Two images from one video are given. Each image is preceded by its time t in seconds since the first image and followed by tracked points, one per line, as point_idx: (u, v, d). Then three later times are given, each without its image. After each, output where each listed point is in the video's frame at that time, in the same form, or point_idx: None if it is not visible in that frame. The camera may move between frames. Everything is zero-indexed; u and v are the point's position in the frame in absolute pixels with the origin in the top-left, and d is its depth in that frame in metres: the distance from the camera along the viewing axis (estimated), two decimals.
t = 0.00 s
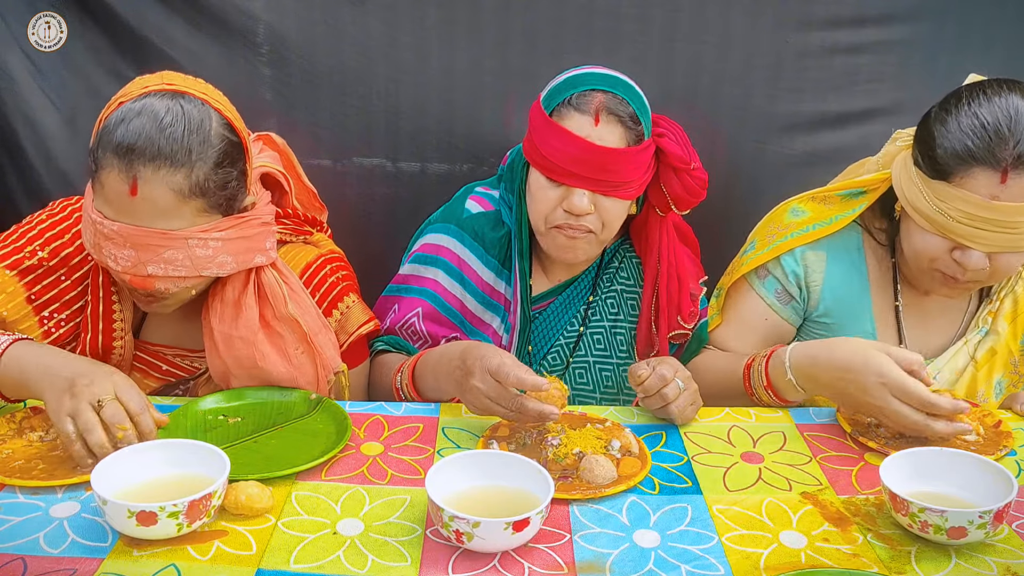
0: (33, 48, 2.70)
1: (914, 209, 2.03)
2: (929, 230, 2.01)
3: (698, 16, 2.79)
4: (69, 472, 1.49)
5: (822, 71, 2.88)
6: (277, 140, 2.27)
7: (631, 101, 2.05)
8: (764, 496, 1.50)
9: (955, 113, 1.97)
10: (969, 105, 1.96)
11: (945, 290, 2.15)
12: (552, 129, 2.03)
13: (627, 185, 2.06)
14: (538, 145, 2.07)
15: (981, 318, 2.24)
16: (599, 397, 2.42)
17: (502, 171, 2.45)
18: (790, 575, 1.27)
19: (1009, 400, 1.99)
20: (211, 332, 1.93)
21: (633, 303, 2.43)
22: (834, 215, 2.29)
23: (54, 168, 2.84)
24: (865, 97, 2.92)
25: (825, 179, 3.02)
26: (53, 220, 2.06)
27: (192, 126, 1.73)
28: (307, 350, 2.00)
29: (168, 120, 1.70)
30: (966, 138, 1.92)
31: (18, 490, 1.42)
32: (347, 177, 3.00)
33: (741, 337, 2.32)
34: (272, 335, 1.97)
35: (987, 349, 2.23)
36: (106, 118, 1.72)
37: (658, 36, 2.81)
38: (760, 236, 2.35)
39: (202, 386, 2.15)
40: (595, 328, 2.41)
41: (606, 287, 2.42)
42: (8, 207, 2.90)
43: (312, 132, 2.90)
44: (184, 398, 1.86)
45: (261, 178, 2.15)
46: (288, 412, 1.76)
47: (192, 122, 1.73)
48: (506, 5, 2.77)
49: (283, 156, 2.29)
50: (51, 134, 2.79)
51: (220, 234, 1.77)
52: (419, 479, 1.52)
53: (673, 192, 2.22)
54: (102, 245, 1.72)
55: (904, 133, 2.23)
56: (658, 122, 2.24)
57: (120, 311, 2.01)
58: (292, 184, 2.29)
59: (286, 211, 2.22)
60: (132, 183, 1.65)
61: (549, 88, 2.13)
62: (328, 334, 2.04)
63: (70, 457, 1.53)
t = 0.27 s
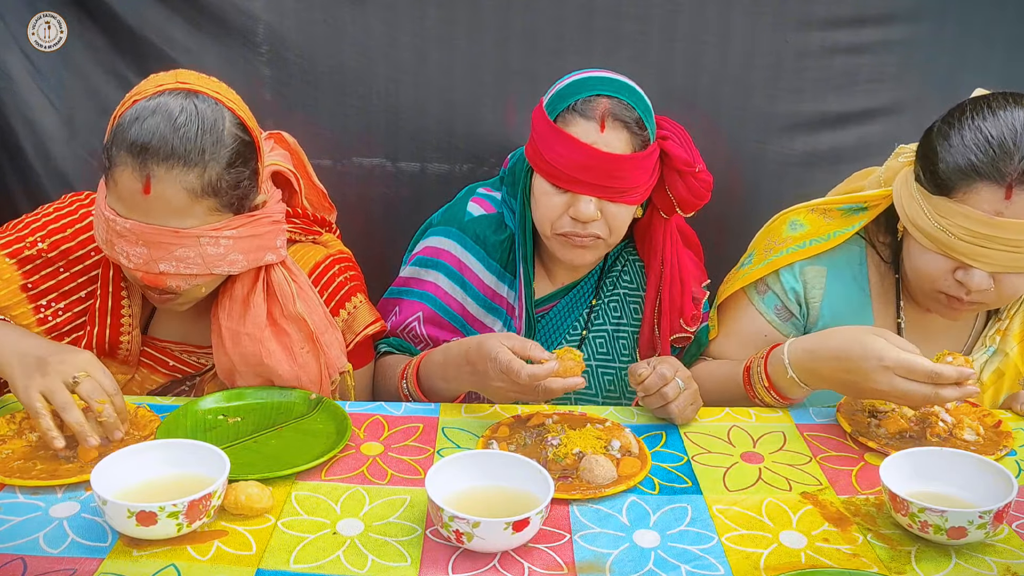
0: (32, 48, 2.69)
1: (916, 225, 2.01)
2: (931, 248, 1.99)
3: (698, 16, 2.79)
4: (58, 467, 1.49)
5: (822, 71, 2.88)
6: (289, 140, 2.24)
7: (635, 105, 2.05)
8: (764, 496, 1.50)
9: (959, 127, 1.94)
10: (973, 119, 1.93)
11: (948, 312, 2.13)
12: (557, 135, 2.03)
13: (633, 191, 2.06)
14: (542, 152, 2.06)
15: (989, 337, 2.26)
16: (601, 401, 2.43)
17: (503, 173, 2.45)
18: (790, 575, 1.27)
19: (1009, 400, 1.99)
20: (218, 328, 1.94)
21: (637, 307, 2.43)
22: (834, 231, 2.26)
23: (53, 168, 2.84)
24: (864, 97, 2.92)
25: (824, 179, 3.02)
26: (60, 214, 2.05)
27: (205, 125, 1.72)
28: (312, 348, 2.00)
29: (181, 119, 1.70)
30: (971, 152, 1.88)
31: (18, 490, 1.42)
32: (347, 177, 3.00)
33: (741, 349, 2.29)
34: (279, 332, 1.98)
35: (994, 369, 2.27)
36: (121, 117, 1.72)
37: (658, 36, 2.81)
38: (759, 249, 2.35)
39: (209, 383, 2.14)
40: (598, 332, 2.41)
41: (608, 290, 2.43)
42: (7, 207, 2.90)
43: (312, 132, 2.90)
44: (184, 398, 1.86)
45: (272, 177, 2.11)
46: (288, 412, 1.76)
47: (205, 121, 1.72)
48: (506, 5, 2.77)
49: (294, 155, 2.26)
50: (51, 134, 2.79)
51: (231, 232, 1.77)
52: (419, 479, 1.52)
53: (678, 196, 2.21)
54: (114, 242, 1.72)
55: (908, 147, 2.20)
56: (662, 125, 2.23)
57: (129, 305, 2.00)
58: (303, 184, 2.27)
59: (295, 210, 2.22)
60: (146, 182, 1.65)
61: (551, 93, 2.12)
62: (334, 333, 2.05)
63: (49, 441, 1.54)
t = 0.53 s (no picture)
0: (32, 48, 2.70)
1: (922, 240, 2.00)
2: (935, 263, 1.99)
3: (698, 16, 2.79)
4: (55, 469, 1.48)
5: (822, 71, 2.88)
6: (283, 138, 2.25)
7: (638, 115, 2.05)
8: (764, 497, 1.50)
9: (968, 140, 1.94)
10: (983, 132, 1.93)
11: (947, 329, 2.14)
12: (560, 146, 2.02)
13: (636, 200, 2.06)
14: (545, 163, 2.06)
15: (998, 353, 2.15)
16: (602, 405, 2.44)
17: (506, 175, 2.44)
18: (790, 575, 1.27)
19: (1009, 400, 1.99)
20: (215, 327, 1.95)
21: (638, 311, 2.44)
22: (834, 238, 2.28)
23: (53, 169, 2.84)
24: (865, 97, 2.92)
25: (824, 179, 3.02)
26: (56, 214, 2.06)
27: (196, 126, 1.73)
28: (307, 346, 2.00)
29: (172, 121, 1.71)
30: (979, 166, 1.88)
31: (18, 490, 1.42)
32: (347, 177, 3.00)
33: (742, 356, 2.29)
34: (273, 330, 1.98)
35: (1002, 387, 2.09)
36: (111, 118, 1.72)
37: (658, 36, 2.81)
38: (759, 255, 2.36)
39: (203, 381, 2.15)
40: (600, 336, 2.40)
41: (610, 294, 2.42)
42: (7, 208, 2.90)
43: (312, 132, 2.90)
44: (184, 398, 1.86)
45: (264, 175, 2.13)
46: (288, 413, 1.76)
47: (196, 122, 1.73)
48: (506, 5, 2.77)
49: (286, 151, 2.27)
50: (50, 135, 2.79)
51: (224, 232, 1.77)
52: (418, 479, 1.53)
53: (680, 202, 2.22)
54: (107, 243, 1.72)
55: (914, 157, 2.19)
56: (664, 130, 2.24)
57: (126, 305, 2.01)
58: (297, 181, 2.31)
59: (288, 207, 2.20)
60: (137, 184, 1.65)
61: (553, 102, 2.12)
62: (328, 330, 2.04)
63: (38, 458, 1.51)
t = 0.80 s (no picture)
0: (32, 48, 2.70)
1: (907, 233, 2.00)
2: (916, 257, 1.98)
3: (698, 16, 2.79)
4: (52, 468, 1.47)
5: (821, 71, 2.88)
6: (277, 138, 2.24)
7: (634, 116, 2.04)
8: (764, 496, 1.50)
9: (963, 140, 1.93)
10: (978, 132, 1.92)
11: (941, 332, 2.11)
12: (556, 149, 2.02)
13: (632, 202, 2.06)
14: (541, 165, 2.06)
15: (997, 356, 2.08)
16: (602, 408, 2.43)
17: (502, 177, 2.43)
18: (790, 575, 1.27)
19: (1009, 400, 1.99)
20: (210, 331, 1.95)
21: (638, 314, 2.45)
22: (835, 238, 2.27)
23: (52, 169, 2.84)
24: (864, 97, 2.92)
25: (824, 179, 3.02)
26: (49, 215, 2.07)
27: (188, 130, 1.72)
28: (303, 347, 2.00)
29: (163, 125, 1.69)
30: (969, 165, 1.87)
31: (18, 490, 1.42)
32: (347, 177, 3.00)
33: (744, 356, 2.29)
34: (268, 332, 1.98)
35: (1003, 389, 2.03)
36: (103, 121, 1.71)
37: (658, 36, 2.81)
38: (761, 256, 2.35)
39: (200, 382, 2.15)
40: (599, 339, 2.41)
41: (611, 296, 2.42)
42: (6, 208, 2.90)
43: (311, 132, 2.90)
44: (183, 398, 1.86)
45: (259, 176, 2.13)
46: (288, 413, 1.76)
47: (187, 126, 1.72)
48: (506, 5, 2.77)
49: (282, 152, 2.26)
50: (50, 135, 2.79)
51: (216, 236, 1.77)
52: (419, 479, 1.52)
53: (678, 204, 2.21)
54: (99, 247, 1.73)
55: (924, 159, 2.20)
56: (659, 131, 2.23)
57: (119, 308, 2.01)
58: (292, 181, 2.30)
59: (284, 209, 2.21)
60: (128, 189, 1.65)
61: (549, 103, 2.11)
62: (325, 331, 2.04)
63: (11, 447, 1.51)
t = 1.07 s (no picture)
0: (32, 48, 2.70)
1: (914, 207, 2.02)
2: (930, 228, 2.00)
3: (698, 16, 2.79)
4: (54, 470, 1.47)
5: (821, 71, 2.88)
6: (268, 136, 2.23)
7: (627, 119, 2.04)
8: (764, 496, 1.50)
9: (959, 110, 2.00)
10: (972, 102, 2.00)
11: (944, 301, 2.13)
12: (549, 152, 2.02)
13: (627, 205, 2.06)
14: (534, 168, 2.06)
15: (988, 328, 2.28)
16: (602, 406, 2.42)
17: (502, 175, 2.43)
18: (790, 575, 1.27)
19: (1009, 400, 1.99)
20: (206, 335, 1.95)
21: (638, 312, 2.44)
22: (827, 223, 2.30)
23: (52, 169, 2.84)
24: (864, 97, 2.92)
25: (824, 179, 3.02)
26: (44, 217, 2.07)
27: (177, 137, 1.72)
28: (301, 349, 2.01)
29: (152, 132, 1.69)
30: (972, 131, 1.94)
31: (18, 490, 1.43)
32: (347, 177, 3.00)
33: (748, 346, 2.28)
34: (264, 335, 1.99)
35: (994, 361, 2.27)
36: (91, 128, 1.71)
37: (658, 35, 2.81)
38: (755, 248, 2.36)
39: (196, 385, 2.14)
40: (599, 337, 2.40)
41: (610, 295, 2.42)
42: (6, 207, 2.90)
43: (311, 132, 2.90)
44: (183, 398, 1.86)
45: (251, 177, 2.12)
46: (288, 413, 1.76)
47: (176, 133, 1.72)
48: (506, 4, 2.77)
49: (275, 152, 2.25)
50: (50, 135, 2.79)
51: (208, 242, 1.77)
52: (419, 479, 1.52)
53: (674, 204, 2.22)
54: (91, 254, 1.73)
55: (902, 145, 2.30)
56: (657, 132, 2.23)
57: (114, 312, 2.02)
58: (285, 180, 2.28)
59: (278, 209, 2.20)
60: (118, 198, 1.65)
61: (543, 106, 2.11)
62: (321, 332, 2.04)
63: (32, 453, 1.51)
